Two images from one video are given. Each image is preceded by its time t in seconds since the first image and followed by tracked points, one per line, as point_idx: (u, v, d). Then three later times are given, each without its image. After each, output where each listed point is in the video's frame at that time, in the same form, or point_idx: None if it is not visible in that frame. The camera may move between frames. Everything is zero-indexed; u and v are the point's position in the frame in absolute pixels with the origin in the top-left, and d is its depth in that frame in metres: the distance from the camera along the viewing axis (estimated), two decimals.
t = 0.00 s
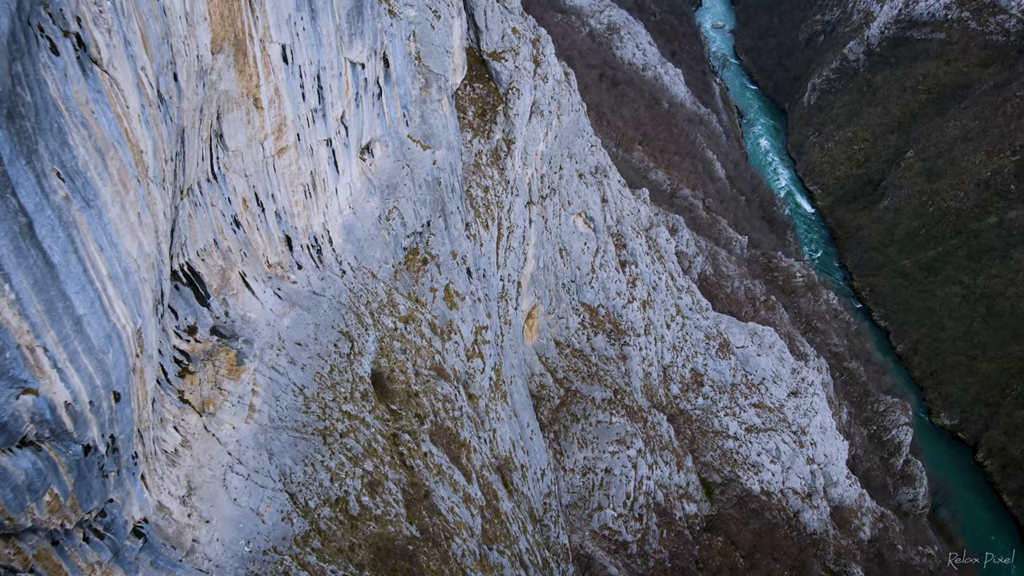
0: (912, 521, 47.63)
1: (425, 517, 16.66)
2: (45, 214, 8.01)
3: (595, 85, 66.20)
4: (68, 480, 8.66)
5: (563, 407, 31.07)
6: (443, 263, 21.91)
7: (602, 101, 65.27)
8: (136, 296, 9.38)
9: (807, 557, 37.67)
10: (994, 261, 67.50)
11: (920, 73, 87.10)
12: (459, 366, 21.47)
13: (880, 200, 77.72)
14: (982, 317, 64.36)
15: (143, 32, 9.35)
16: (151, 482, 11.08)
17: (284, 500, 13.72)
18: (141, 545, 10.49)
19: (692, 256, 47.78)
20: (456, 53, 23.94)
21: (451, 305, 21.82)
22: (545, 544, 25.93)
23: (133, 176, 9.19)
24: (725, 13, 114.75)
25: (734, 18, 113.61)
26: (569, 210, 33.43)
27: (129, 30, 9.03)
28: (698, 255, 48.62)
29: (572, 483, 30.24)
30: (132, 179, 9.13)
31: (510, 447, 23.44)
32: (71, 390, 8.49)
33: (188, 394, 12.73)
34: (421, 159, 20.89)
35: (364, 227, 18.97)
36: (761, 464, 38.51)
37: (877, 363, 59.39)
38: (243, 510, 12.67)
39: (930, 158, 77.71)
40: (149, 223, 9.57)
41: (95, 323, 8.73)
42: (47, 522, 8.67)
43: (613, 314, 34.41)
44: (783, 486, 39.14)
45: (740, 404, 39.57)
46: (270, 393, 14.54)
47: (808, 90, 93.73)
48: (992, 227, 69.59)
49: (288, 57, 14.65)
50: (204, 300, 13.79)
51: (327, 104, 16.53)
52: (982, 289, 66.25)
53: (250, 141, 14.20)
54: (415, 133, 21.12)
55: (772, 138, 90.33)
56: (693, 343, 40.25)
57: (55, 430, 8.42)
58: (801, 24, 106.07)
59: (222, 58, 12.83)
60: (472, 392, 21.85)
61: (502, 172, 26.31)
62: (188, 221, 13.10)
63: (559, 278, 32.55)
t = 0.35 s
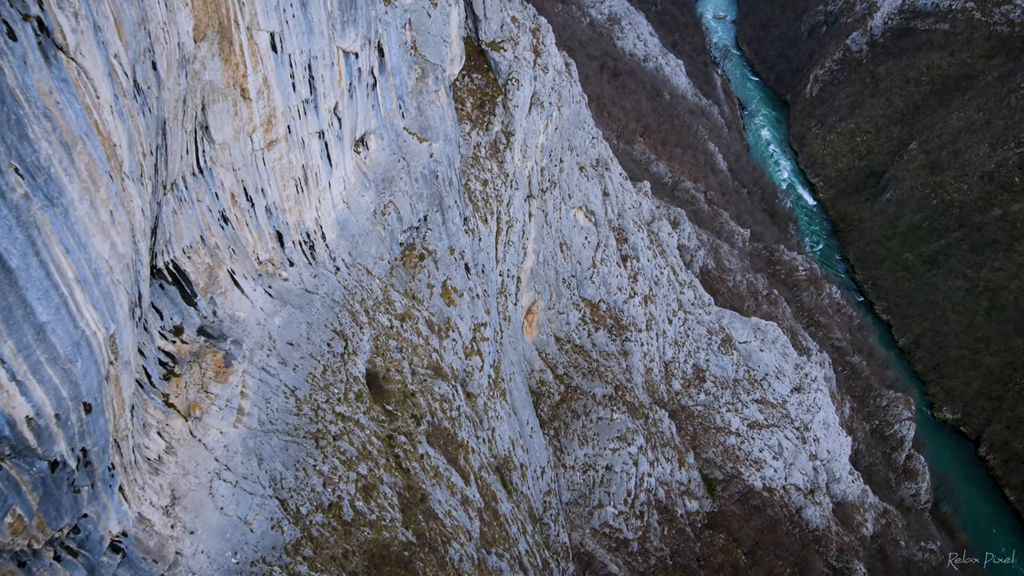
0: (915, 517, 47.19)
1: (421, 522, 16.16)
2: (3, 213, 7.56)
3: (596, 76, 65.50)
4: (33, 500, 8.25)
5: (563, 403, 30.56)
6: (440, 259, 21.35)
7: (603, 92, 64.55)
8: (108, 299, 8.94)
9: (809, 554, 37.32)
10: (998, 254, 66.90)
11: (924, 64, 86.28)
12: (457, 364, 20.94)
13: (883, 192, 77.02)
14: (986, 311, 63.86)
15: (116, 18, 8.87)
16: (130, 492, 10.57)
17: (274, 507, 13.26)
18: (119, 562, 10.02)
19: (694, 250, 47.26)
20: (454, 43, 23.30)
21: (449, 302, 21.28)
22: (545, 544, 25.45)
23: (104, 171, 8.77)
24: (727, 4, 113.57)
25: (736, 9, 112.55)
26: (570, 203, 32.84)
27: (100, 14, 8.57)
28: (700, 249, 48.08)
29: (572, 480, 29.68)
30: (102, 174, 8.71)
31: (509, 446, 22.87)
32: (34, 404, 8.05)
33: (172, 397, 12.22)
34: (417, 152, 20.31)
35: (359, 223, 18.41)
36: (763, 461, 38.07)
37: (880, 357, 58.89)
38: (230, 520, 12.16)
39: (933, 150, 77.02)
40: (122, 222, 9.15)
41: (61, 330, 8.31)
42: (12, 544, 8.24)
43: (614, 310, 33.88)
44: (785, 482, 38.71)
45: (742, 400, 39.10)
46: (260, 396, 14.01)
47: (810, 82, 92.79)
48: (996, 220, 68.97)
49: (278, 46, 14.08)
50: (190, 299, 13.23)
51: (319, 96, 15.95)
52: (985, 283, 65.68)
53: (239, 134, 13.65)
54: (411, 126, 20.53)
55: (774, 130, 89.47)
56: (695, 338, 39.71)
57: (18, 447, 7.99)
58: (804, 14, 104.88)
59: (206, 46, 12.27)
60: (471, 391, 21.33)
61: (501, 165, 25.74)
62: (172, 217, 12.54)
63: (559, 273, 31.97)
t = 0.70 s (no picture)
0: (916, 512, 46.85)
1: (417, 526, 15.68)
2: None
3: (596, 67, 64.78)
4: None
5: (563, 399, 30.06)
6: (437, 254, 20.80)
7: (603, 84, 63.85)
8: (78, 303, 8.52)
9: (811, 549, 37.00)
10: (1001, 246, 66.34)
11: (926, 55, 85.45)
12: (454, 362, 20.44)
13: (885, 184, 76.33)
14: (988, 304, 63.38)
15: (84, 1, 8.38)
16: (106, 504, 10.18)
17: (264, 514, 12.84)
18: None
19: (695, 243, 46.73)
20: (450, 32, 22.66)
21: (446, 298, 20.75)
22: (544, 543, 24.98)
23: (71, 166, 8.30)
24: None
25: None
26: (570, 196, 32.25)
27: None
28: (701, 242, 47.54)
29: (572, 477, 29.20)
30: (69, 169, 8.25)
31: (508, 445, 22.31)
32: None
33: (156, 401, 11.78)
34: (412, 144, 19.72)
35: (353, 218, 17.87)
36: (764, 456, 37.66)
37: (881, 351, 58.44)
38: (216, 530, 11.87)
39: (936, 141, 76.35)
40: (93, 220, 8.70)
41: (23, 338, 7.91)
42: None
43: (614, 304, 33.36)
44: (787, 478, 38.30)
45: (744, 395, 38.65)
46: (249, 398, 13.51)
47: (811, 72, 91.90)
48: (998, 212, 68.37)
49: (266, 33, 13.50)
50: (175, 298, 12.70)
51: (310, 86, 15.38)
52: (988, 275, 65.14)
53: (225, 126, 13.09)
54: (406, 117, 19.94)
55: (774, 121, 88.70)
56: (697, 333, 39.19)
57: None
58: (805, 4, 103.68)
59: (187, 33, 11.70)
60: (469, 389, 20.81)
61: (500, 158, 25.17)
62: (154, 214, 12.00)
63: (559, 268, 31.40)
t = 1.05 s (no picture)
0: (916, 505, 46.59)
1: (411, 531, 15.21)
2: None
3: (593, 58, 64.12)
4: None
5: (560, 395, 29.61)
6: (431, 249, 20.26)
7: (599, 74, 63.19)
8: (38, 309, 8.16)
9: (810, 544, 36.73)
10: (999, 237, 65.98)
11: (925, 44, 84.80)
12: (449, 360, 19.94)
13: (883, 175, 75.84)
14: (987, 295, 63.07)
15: None
16: (78, 518, 9.75)
17: (250, 522, 12.35)
18: None
19: (693, 236, 46.28)
20: (443, 21, 22.03)
21: (440, 294, 20.23)
22: (542, 541, 24.55)
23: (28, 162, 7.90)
24: None
25: None
26: (567, 189, 31.70)
27: None
28: (699, 235, 47.08)
29: (570, 474, 28.81)
30: (28, 165, 7.87)
31: (505, 444, 21.81)
32: None
33: (136, 406, 11.30)
34: (403, 136, 19.15)
35: (343, 212, 17.32)
36: (764, 451, 37.30)
37: (880, 343, 58.11)
38: (199, 541, 11.38)
39: (934, 132, 75.86)
40: (57, 220, 8.35)
41: None
42: None
43: (612, 298, 32.90)
44: (787, 472, 37.97)
45: (744, 389, 38.27)
46: (235, 401, 13.01)
47: (809, 63, 91.17)
48: (997, 202, 67.96)
49: (249, 20, 12.91)
50: (156, 298, 12.17)
51: (296, 76, 14.80)
52: (986, 266, 64.80)
53: (207, 117, 12.50)
54: (398, 108, 19.36)
55: (772, 112, 88.07)
56: (696, 327, 38.74)
57: None
58: None
59: (162, 19, 11.15)
60: (464, 387, 20.32)
61: (495, 150, 24.61)
62: (132, 210, 11.45)
63: (556, 261, 30.86)
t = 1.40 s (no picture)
0: (914, 497, 46.34)
1: (404, 536, 14.75)
2: None
3: (588, 48, 63.48)
4: None
5: (557, 390, 29.16)
6: (424, 244, 19.73)
7: (595, 64, 62.56)
8: None
9: (809, 537, 36.40)
10: (997, 227, 65.64)
11: (921, 33, 84.24)
12: (443, 358, 19.45)
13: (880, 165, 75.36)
14: (984, 285, 62.80)
15: None
16: (48, 535, 9.37)
17: (235, 532, 11.90)
18: None
19: (690, 228, 45.86)
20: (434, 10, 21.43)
21: (434, 290, 19.71)
22: (539, 539, 24.11)
23: None
24: None
25: None
26: (563, 181, 31.16)
27: None
28: (696, 227, 46.64)
29: (567, 470, 28.39)
30: None
31: (501, 442, 21.31)
32: None
33: (113, 413, 10.83)
34: (394, 128, 18.58)
35: (332, 207, 16.76)
36: (763, 444, 36.97)
37: (878, 334, 57.82)
38: (180, 555, 10.98)
39: (931, 121, 75.41)
40: (13, 219, 8.04)
41: None
42: None
43: (609, 292, 32.45)
44: (785, 465, 37.68)
45: (742, 382, 37.91)
46: (219, 405, 12.51)
47: (805, 52, 90.51)
48: (995, 191, 67.55)
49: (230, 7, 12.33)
50: (136, 299, 11.64)
51: (281, 66, 14.23)
52: (984, 257, 64.50)
53: (186, 109, 11.94)
54: (388, 99, 18.78)
55: (768, 102, 87.46)
56: (694, 320, 38.33)
57: None
58: None
59: (135, 5, 10.55)
60: (459, 386, 19.84)
61: (489, 142, 24.07)
62: (107, 207, 10.92)
63: (552, 255, 30.34)
